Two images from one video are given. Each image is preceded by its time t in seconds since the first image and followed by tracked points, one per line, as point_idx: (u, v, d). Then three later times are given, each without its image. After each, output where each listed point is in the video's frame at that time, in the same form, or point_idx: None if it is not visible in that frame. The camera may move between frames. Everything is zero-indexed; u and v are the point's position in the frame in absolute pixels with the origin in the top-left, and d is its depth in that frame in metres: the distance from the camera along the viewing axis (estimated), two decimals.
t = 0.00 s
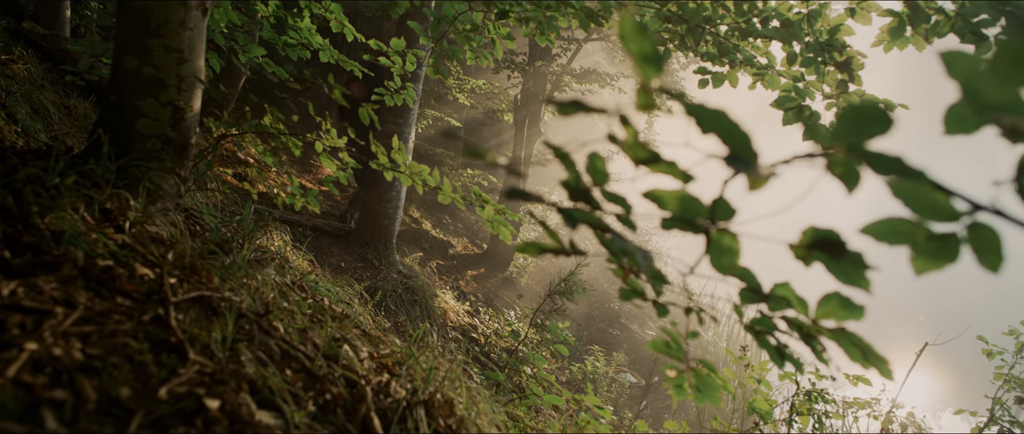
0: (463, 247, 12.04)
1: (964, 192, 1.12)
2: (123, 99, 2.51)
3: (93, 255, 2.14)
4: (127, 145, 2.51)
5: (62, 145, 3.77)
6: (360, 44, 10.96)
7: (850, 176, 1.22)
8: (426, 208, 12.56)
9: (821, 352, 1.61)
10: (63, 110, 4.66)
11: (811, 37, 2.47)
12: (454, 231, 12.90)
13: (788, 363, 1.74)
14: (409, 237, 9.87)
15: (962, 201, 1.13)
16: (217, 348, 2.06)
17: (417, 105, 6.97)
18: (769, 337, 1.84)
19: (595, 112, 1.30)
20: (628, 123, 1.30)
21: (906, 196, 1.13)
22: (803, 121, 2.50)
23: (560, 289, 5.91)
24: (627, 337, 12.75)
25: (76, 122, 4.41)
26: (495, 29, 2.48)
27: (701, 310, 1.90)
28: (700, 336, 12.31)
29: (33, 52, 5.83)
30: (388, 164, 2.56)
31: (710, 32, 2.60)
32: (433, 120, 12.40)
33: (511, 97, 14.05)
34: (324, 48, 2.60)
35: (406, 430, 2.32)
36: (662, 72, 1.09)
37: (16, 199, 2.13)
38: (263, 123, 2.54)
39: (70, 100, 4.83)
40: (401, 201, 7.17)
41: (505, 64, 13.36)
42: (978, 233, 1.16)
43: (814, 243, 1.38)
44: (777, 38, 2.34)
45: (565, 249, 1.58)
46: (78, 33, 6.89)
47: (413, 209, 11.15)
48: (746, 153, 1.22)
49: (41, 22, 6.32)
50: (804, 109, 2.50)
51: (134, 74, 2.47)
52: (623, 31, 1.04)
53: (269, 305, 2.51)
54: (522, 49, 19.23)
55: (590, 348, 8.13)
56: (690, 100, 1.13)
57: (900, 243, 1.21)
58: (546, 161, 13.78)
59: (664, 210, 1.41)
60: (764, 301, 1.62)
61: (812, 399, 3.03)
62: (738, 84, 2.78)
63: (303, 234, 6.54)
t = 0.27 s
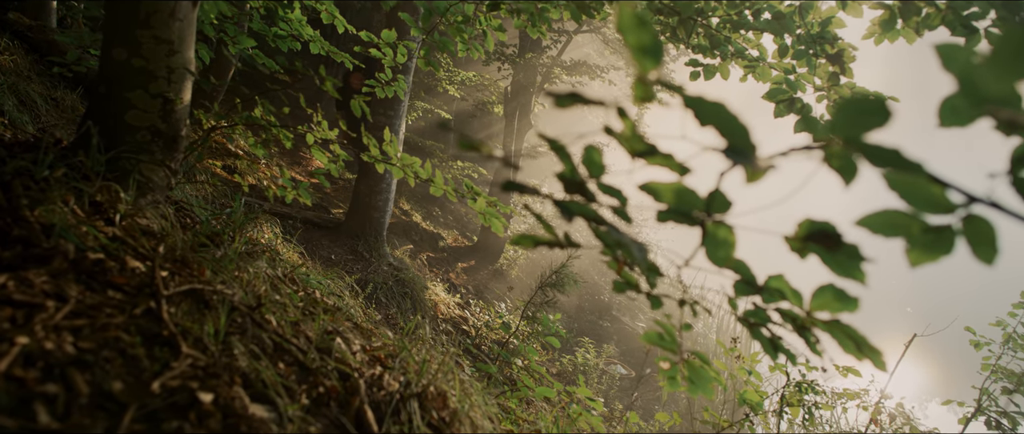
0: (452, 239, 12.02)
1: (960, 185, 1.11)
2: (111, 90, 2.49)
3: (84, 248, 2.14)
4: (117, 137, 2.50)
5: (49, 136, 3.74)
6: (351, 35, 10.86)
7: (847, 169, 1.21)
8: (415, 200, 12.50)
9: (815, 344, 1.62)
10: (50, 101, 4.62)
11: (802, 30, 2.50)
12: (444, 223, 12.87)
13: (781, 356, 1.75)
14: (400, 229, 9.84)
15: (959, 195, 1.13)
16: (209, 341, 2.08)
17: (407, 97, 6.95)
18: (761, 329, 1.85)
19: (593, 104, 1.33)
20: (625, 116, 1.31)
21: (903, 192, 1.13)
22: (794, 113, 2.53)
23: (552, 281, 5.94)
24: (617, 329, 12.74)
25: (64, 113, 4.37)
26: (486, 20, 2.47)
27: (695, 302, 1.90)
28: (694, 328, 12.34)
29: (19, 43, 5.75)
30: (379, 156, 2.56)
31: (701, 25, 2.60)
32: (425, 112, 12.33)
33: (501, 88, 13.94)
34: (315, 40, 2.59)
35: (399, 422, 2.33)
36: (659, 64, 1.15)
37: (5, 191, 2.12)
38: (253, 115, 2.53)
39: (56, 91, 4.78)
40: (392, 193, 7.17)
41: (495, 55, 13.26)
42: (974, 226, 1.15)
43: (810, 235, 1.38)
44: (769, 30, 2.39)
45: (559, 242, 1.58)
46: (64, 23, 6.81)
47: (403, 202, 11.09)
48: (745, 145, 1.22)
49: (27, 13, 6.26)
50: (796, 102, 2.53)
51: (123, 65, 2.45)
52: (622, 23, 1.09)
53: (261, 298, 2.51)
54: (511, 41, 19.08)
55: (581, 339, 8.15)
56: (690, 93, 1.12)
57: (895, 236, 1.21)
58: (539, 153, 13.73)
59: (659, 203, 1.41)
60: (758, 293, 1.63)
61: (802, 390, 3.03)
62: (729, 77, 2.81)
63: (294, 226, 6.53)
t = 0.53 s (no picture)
0: (443, 233, 12.02)
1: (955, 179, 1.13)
2: (100, 83, 2.48)
3: (74, 243, 2.14)
4: (106, 131, 2.49)
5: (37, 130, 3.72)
6: (341, 28, 10.79)
7: (844, 162, 1.23)
8: (407, 194, 12.51)
9: (809, 337, 1.63)
10: (37, 95, 4.58)
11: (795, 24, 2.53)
12: (435, 217, 12.88)
13: (774, 348, 1.76)
14: (391, 223, 9.83)
15: (954, 188, 1.15)
16: (202, 336, 2.08)
17: (397, 90, 6.92)
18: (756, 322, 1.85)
19: (590, 96, 1.34)
20: (622, 109, 1.33)
21: (899, 182, 1.14)
22: (786, 106, 2.57)
23: (543, 275, 5.95)
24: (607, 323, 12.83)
25: (52, 107, 4.34)
26: (478, 13, 2.46)
27: (690, 295, 1.91)
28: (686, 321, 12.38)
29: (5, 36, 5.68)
30: (370, 149, 2.54)
31: (693, 19, 2.61)
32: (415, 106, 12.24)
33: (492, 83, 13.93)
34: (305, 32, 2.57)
35: (392, 416, 2.34)
36: (657, 57, 1.17)
37: None
38: (244, 108, 2.52)
39: (44, 85, 4.75)
40: (382, 187, 7.16)
41: (486, 49, 13.19)
42: (968, 220, 1.17)
43: (805, 229, 1.40)
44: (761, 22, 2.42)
45: (553, 236, 1.58)
46: (51, 16, 6.73)
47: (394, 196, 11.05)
48: (742, 139, 1.26)
49: (13, 7, 6.21)
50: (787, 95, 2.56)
51: (112, 58, 2.44)
52: (620, 17, 1.11)
53: (253, 292, 2.51)
54: (501, 34, 18.94)
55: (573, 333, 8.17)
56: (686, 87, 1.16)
57: (891, 229, 1.22)
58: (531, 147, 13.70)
59: (656, 196, 1.42)
60: (751, 287, 1.63)
61: (793, 382, 3.03)
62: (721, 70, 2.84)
63: (284, 221, 6.53)
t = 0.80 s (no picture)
0: (434, 229, 12.00)
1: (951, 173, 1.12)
2: (89, 78, 2.47)
3: (65, 238, 2.13)
4: (96, 126, 2.48)
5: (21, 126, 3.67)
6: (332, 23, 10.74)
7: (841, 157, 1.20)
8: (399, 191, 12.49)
9: (803, 331, 1.64)
10: (23, 90, 4.53)
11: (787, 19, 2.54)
12: (426, 213, 12.88)
13: (767, 342, 1.76)
14: (382, 218, 9.83)
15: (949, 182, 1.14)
16: (194, 332, 2.07)
17: (389, 85, 6.92)
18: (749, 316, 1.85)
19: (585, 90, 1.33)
20: (618, 103, 1.32)
21: (894, 177, 1.13)
22: (778, 101, 2.58)
23: (536, 270, 5.97)
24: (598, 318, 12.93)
25: (38, 102, 4.29)
26: (468, 8, 2.45)
27: (684, 290, 1.91)
28: (679, 315, 12.44)
29: None
30: (362, 144, 2.54)
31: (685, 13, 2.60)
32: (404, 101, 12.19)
33: (483, 79, 13.92)
34: (296, 26, 2.55)
35: (386, 411, 2.35)
36: (654, 50, 1.16)
37: None
38: (235, 103, 2.50)
39: (31, 79, 4.69)
40: (373, 183, 7.16)
41: (476, 44, 13.16)
42: (963, 213, 1.16)
43: (800, 222, 1.39)
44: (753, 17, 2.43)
45: (547, 230, 1.57)
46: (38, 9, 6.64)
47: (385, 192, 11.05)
48: (740, 133, 1.19)
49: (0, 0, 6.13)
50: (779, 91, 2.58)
51: (101, 53, 2.43)
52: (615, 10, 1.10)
53: (244, 288, 2.51)
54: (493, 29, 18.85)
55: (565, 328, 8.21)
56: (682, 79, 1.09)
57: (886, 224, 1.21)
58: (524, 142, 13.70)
59: (652, 190, 1.42)
60: (745, 280, 1.63)
61: (784, 377, 3.05)
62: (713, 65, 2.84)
63: (274, 217, 6.52)
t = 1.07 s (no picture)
0: (425, 225, 11.98)
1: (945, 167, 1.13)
2: (79, 73, 2.46)
3: (56, 234, 2.13)
4: (87, 121, 2.49)
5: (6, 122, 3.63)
6: (323, 18, 10.67)
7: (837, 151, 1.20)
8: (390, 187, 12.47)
9: (797, 325, 1.65)
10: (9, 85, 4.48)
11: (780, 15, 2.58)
12: (417, 209, 12.86)
13: (761, 337, 1.76)
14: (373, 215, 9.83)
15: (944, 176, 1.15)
16: (187, 328, 2.07)
17: (380, 81, 6.92)
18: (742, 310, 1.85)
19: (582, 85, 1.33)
20: (615, 97, 1.32)
21: (890, 172, 1.14)
22: (770, 97, 2.61)
23: (529, 266, 6.00)
24: (590, 314, 12.98)
25: (24, 97, 4.24)
26: (460, 4, 2.44)
27: (678, 284, 1.90)
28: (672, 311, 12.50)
29: None
30: (354, 140, 2.54)
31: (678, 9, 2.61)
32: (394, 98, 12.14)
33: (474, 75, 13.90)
34: (288, 21, 2.54)
35: (379, 407, 2.36)
36: (652, 44, 1.16)
37: None
38: (226, 99, 2.50)
39: (19, 74, 4.64)
40: (365, 179, 7.16)
41: (467, 40, 13.11)
42: (956, 207, 1.17)
43: (796, 218, 1.40)
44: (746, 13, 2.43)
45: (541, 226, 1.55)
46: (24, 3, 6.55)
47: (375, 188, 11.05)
48: (738, 127, 1.21)
49: None
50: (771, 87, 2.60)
51: (92, 47, 2.41)
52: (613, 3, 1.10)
53: (237, 284, 2.52)
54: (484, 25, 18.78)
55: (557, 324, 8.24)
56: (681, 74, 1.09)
57: (880, 218, 1.23)
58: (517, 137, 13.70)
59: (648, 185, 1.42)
60: (739, 276, 1.62)
61: (775, 372, 3.08)
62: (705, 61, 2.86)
63: (266, 214, 6.53)
